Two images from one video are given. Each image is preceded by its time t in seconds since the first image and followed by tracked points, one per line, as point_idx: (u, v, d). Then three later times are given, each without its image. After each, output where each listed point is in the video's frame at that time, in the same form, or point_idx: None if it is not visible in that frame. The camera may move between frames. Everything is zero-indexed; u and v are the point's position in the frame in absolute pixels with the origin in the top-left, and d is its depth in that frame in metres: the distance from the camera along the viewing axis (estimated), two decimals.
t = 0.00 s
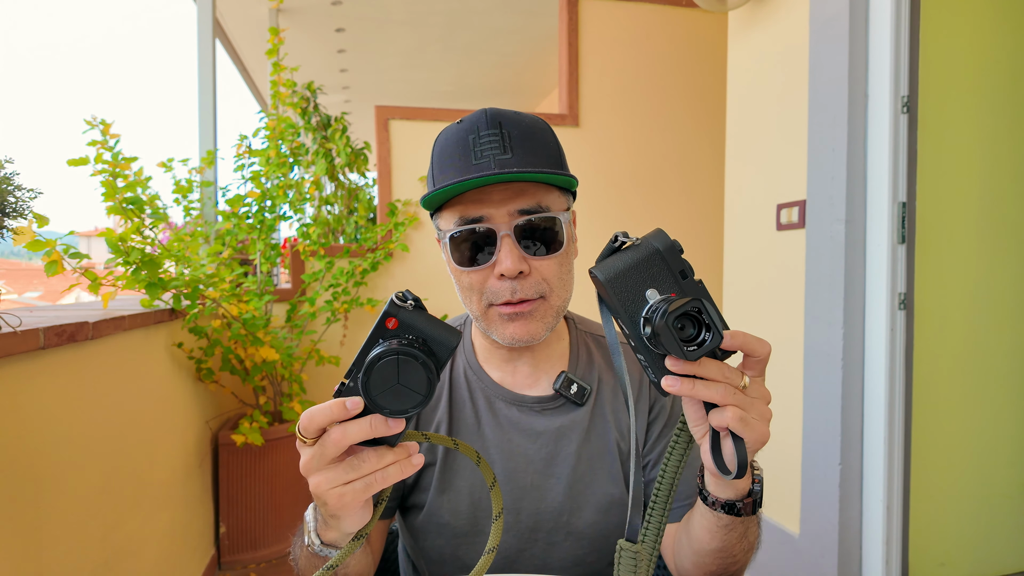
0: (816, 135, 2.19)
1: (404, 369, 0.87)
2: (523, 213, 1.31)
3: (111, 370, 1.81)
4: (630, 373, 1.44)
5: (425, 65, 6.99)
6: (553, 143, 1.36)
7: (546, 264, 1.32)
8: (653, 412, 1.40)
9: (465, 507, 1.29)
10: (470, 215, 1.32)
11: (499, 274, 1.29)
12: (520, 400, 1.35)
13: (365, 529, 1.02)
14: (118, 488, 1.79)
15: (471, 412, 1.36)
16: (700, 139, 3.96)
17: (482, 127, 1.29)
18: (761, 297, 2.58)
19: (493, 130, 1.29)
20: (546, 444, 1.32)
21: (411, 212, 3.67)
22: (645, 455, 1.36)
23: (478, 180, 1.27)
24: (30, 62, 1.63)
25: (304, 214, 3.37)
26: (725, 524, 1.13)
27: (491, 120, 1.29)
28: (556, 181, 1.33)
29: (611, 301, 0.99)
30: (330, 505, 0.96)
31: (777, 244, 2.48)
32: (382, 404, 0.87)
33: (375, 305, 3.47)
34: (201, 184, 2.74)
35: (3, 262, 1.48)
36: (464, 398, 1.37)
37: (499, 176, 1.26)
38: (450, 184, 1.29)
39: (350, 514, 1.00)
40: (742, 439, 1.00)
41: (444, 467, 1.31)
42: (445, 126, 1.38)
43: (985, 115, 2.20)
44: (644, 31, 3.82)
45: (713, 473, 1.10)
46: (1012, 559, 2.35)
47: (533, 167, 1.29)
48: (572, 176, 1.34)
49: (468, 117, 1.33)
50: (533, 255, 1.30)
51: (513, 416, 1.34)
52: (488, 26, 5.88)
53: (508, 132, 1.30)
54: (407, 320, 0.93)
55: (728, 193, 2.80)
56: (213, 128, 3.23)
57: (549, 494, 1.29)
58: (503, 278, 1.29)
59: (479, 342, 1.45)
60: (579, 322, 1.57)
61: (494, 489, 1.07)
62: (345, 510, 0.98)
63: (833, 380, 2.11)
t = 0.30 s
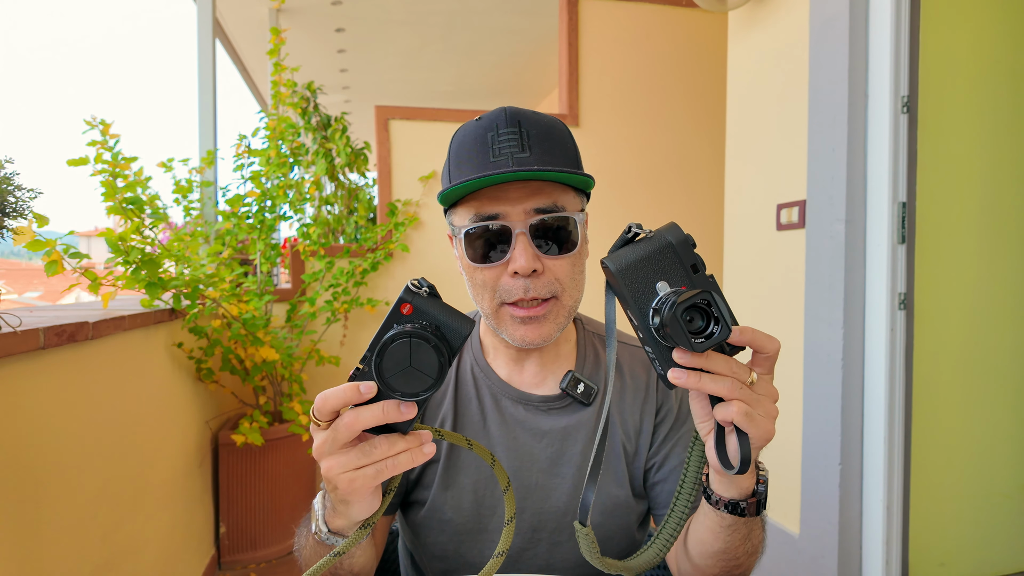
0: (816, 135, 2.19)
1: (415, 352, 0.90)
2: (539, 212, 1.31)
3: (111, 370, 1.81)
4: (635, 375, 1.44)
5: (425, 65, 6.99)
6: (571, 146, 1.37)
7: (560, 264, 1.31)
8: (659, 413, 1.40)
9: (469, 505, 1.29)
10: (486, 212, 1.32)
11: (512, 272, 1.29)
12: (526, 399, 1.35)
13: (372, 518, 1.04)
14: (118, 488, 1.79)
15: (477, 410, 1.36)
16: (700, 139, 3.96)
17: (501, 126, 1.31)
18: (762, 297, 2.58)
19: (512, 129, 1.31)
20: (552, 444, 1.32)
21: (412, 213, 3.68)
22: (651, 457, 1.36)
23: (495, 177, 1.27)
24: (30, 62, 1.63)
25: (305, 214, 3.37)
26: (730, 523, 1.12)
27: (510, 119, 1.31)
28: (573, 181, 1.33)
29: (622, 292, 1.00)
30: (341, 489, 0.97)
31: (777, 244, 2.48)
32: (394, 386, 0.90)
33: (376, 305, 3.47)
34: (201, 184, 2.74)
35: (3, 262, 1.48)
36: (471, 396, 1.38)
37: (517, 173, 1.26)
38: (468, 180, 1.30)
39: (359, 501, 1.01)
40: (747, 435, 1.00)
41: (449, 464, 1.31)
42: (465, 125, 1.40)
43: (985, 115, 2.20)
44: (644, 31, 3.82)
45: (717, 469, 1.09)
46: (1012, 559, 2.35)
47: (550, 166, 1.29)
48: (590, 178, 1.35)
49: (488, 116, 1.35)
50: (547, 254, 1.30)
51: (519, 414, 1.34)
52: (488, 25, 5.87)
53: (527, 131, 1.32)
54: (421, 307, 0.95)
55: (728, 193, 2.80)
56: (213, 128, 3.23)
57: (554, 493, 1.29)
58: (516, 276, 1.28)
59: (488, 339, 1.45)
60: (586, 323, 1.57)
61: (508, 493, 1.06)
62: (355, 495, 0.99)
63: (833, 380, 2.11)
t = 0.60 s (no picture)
0: (816, 135, 2.19)
1: (418, 303, 0.96)
2: (553, 214, 1.32)
3: (111, 370, 1.81)
4: (638, 379, 1.44)
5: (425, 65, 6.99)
6: (591, 149, 1.37)
7: (569, 267, 1.31)
8: (662, 418, 1.40)
9: (470, 507, 1.29)
10: (501, 210, 1.32)
11: (521, 272, 1.29)
12: (529, 401, 1.35)
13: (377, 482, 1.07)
14: (117, 488, 1.79)
15: (480, 411, 1.36)
16: (699, 139, 3.96)
17: (523, 123, 1.31)
18: (762, 296, 2.59)
19: (533, 128, 1.31)
20: (554, 446, 1.32)
21: (411, 213, 3.68)
22: (652, 461, 1.36)
23: (514, 177, 1.28)
24: (30, 62, 1.63)
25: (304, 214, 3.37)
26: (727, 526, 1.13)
27: (532, 118, 1.31)
28: (591, 186, 1.34)
29: (624, 288, 1.01)
30: (343, 436, 1.00)
31: (777, 244, 2.48)
32: (397, 334, 0.96)
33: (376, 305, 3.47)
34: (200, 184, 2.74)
35: (3, 262, 1.48)
36: (474, 397, 1.38)
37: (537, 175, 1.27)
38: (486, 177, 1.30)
39: (360, 452, 1.04)
40: (748, 431, 1.00)
41: (451, 466, 1.32)
42: (485, 118, 1.39)
43: (985, 115, 2.20)
44: (644, 30, 3.82)
45: (717, 468, 1.09)
46: (1012, 559, 2.35)
47: (569, 169, 1.30)
48: (607, 185, 1.36)
49: (510, 112, 1.34)
50: (558, 256, 1.30)
51: (522, 416, 1.35)
52: (487, 25, 5.87)
53: (548, 131, 1.32)
54: (431, 269, 1.02)
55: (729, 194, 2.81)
56: (213, 129, 3.23)
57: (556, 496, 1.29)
58: (525, 276, 1.29)
59: (489, 339, 1.45)
60: (590, 326, 1.57)
61: (515, 491, 1.07)
62: (356, 445, 1.02)
63: (833, 380, 2.11)
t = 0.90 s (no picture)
0: (816, 135, 2.19)
1: (428, 254, 1.02)
2: (587, 230, 1.30)
3: (111, 370, 1.81)
4: (647, 387, 1.44)
5: (425, 65, 6.99)
6: (638, 169, 1.34)
7: (590, 285, 1.30)
8: (669, 428, 1.40)
9: (475, 509, 1.29)
10: (536, 215, 1.30)
11: (543, 282, 1.29)
12: (538, 404, 1.36)
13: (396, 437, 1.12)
14: (118, 488, 1.79)
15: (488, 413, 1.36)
16: (700, 139, 3.96)
17: (575, 131, 1.26)
18: (762, 296, 2.58)
19: (584, 138, 1.26)
20: (561, 452, 1.32)
21: (411, 213, 3.68)
22: (657, 472, 1.37)
23: (554, 187, 1.25)
24: (30, 63, 1.64)
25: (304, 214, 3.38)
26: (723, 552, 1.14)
27: (586, 127, 1.26)
28: (631, 210, 1.31)
29: (645, 313, 1.02)
30: (356, 375, 1.07)
31: (777, 244, 2.48)
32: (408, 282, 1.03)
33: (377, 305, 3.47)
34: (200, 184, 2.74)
35: (3, 262, 1.48)
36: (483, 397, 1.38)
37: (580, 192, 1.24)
38: (528, 180, 1.27)
39: (371, 394, 1.07)
40: (752, 470, 1.00)
41: (459, 467, 1.31)
42: (538, 112, 1.34)
43: (985, 114, 2.20)
44: (645, 30, 3.82)
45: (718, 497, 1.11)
46: (1012, 560, 2.35)
47: (612, 189, 1.27)
48: (646, 212, 1.33)
49: (566, 113, 1.29)
50: (582, 271, 1.29)
51: (530, 419, 1.35)
52: (487, 25, 5.88)
53: (599, 144, 1.28)
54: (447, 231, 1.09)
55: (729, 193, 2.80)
56: (213, 128, 3.23)
57: (561, 500, 1.30)
58: (546, 286, 1.29)
59: (500, 340, 1.45)
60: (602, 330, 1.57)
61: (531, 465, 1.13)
62: (367, 385, 1.07)
63: (833, 380, 2.11)
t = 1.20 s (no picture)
0: (816, 135, 2.19)
1: (447, 254, 1.04)
2: (609, 241, 1.30)
3: (112, 370, 1.81)
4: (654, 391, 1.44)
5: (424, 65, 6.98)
6: (664, 184, 1.34)
7: (606, 296, 1.30)
8: (675, 430, 1.41)
9: (483, 512, 1.29)
10: (558, 222, 1.29)
11: (558, 290, 1.29)
12: (546, 408, 1.36)
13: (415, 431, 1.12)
14: (118, 488, 1.79)
15: (496, 416, 1.36)
16: (700, 139, 3.96)
17: (605, 141, 1.27)
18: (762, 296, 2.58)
19: (614, 147, 1.27)
20: (569, 456, 1.33)
21: (412, 213, 3.67)
22: (662, 474, 1.39)
23: (579, 194, 1.24)
24: (30, 63, 1.64)
25: (304, 214, 3.38)
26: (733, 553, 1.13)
27: (616, 137, 1.27)
28: (655, 225, 1.31)
29: (686, 307, 1.02)
30: (376, 371, 1.09)
31: (778, 244, 2.48)
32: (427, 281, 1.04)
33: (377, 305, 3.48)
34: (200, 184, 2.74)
35: (3, 262, 1.48)
36: (491, 401, 1.37)
37: (605, 203, 1.23)
38: (554, 185, 1.27)
39: (391, 389, 1.09)
40: (776, 474, 1.01)
41: (467, 469, 1.31)
42: (568, 117, 1.34)
43: (984, 114, 2.20)
44: (645, 30, 3.82)
45: (736, 497, 1.11)
46: (1012, 559, 2.35)
47: (637, 202, 1.27)
48: (669, 228, 1.33)
49: (597, 120, 1.30)
50: (599, 282, 1.29)
51: (538, 423, 1.35)
52: (487, 25, 5.87)
53: (628, 156, 1.28)
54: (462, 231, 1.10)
55: (729, 193, 2.80)
56: (212, 128, 3.23)
57: (569, 504, 1.30)
58: (562, 295, 1.28)
59: (509, 343, 1.45)
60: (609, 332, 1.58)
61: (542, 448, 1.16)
62: (387, 381, 1.08)
63: (833, 380, 2.11)
